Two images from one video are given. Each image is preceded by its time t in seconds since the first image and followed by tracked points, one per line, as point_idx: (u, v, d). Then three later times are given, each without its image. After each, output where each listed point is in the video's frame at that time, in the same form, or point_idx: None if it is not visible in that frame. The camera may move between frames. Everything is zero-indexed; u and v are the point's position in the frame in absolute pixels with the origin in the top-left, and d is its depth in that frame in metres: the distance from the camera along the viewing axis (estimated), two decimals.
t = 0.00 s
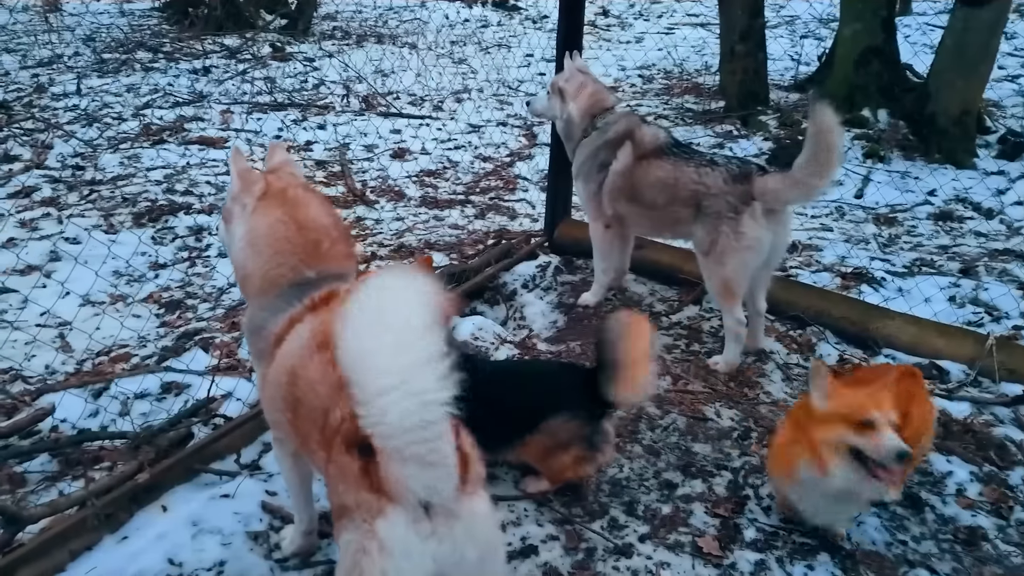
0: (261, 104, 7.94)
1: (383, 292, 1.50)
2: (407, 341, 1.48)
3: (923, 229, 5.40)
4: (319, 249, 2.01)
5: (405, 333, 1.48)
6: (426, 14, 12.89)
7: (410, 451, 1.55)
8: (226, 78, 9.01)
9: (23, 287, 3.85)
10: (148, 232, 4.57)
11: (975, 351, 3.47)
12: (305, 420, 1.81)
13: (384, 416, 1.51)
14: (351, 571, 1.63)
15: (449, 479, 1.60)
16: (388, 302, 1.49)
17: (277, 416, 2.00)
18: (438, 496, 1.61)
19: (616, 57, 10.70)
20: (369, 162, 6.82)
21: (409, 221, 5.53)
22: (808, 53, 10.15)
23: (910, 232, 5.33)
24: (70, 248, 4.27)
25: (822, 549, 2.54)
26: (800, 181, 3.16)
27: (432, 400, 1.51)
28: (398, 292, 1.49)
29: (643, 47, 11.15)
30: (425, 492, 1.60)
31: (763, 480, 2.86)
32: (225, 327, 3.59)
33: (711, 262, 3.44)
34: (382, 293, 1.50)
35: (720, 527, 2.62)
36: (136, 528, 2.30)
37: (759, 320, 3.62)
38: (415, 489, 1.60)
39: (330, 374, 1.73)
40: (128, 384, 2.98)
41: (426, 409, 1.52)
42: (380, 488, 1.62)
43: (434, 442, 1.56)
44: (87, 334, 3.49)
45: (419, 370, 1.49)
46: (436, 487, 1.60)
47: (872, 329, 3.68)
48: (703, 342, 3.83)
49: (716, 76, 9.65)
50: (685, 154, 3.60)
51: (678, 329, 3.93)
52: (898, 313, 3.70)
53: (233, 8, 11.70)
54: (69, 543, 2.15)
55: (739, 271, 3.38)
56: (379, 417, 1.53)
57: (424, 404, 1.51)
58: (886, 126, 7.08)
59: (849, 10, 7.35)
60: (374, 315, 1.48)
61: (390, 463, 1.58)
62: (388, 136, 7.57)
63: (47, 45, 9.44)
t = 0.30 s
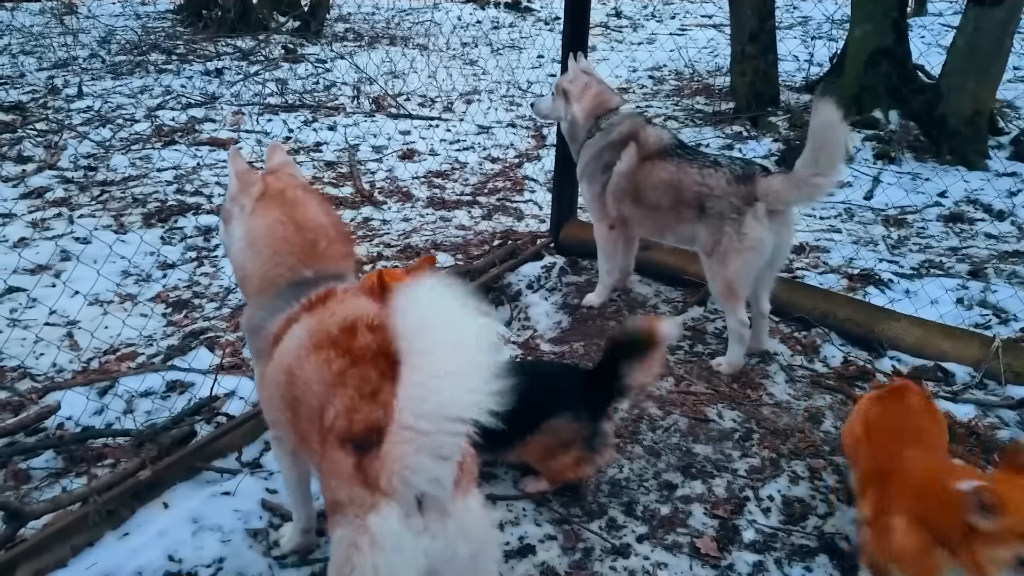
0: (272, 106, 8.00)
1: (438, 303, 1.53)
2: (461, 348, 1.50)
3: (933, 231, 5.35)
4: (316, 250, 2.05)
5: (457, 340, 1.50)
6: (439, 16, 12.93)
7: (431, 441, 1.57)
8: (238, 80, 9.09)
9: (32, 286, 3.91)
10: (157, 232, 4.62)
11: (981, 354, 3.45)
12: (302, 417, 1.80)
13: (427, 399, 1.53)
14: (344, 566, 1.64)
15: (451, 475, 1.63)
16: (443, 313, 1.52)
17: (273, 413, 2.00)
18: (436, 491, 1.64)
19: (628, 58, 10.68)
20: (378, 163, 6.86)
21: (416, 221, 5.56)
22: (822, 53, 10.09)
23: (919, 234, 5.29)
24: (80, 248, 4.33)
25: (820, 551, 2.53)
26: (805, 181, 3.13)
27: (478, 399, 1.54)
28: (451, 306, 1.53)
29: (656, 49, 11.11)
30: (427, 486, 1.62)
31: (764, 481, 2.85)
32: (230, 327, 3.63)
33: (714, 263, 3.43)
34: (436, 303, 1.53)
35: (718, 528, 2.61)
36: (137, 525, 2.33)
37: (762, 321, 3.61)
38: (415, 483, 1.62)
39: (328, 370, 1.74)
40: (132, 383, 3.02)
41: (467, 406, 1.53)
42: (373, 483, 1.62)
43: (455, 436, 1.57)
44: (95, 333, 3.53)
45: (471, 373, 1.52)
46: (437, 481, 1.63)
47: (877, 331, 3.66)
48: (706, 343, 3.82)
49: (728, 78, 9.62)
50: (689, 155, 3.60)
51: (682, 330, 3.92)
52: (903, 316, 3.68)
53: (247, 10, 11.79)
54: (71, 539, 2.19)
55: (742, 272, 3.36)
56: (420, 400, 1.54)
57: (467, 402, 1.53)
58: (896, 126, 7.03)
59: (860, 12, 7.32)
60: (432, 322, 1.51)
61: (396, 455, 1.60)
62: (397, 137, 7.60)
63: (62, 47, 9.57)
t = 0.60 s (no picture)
0: (279, 109, 8.05)
1: (443, 300, 1.55)
2: (448, 352, 1.52)
3: (938, 234, 5.33)
4: (313, 252, 2.07)
5: (448, 343, 1.52)
6: (447, 20, 12.99)
7: (411, 448, 1.59)
8: (245, 84, 9.15)
9: (39, 288, 3.96)
10: (163, 235, 4.67)
11: (983, 358, 3.44)
12: (298, 417, 1.82)
13: (401, 405, 1.55)
14: (337, 564, 1.65)
15: (436, 479, 1.65)
16: (448, 312, 1.54)
17: (271, 414, 2.01)
18: (423, 495, 1.66)
19: (634, 62, 10.69)
20: (383, 167, 6.90)
21: (420, 225, 5.59)
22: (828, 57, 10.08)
23: (924, 237, 5.27)
24: (86, 250, 4.37)
25: (818, 555, 2.53)
26: (803, 188, 3.12)
27: (454, 409, 1.55)
28: (457, 306, 1.54)
29: (663, 52, 11.12)
30: (413, 489, 1.64)
31: (763, 484, 2.84)
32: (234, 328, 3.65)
33: (715, 266, 3.43)
34: (442, 303, 1.55)
35: (717, 531, 2.61)
36: (137, 525, 2.36)
37: (764, 324, 3.60)
38: (402, 485, 1.63)
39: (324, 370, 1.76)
40: (135, 384, 3.05)
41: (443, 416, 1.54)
42: (367, 482, 1.64)
43: (434, 439, 1.59)
44: (99, 335, 3.57)
45: (456, 380, 1.53)
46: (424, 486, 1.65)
47: (879, 334, 3.66)
48: (708, 346, 3.82)
49: (734, 81, 9.62)
50: (691, 158, 3.61)
51: (684, 333, 3.93)
52: (905, 319, 3.67)
53: (255, 15, 11.88)
54: (72, 538, 2.21)
55: (742, 275, 3.37)
56: (397, 402, 1.57)
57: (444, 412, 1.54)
58: (903, 130, 6.97)
59: (866, 15, 7.32)
60: (429, 323, 1.53)
61: (382, 457, 1.61)
62: (403, 141, 7.64)
63: (72, 51, 9.67)
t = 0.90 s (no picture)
0: (287, 114, 8.10)
1: (388, 295, 1.59)
2: (422, 347, 1.57)
3: (947, 239, 5.30)
4: (317, 254, 2.10)
5: (420, 335, 1.57)
6: (455, 25, 13.04)
7: (425, 446, 1.65)
8: (254, 89, 9.21)
9: (48, 291, 4.00)
10: (171, 239, 4.70)
11: (989, 363, 3.43)
12: (303, 419, 1.83)
13: (410, 409, 1.60)
14: (343, 567, 1.65)
15: (446, 477, 1.70)
16: (392, 303, 1.58)
17: (276, 418, 2.02)
18: (434, 493, 1.70)
19: (643, 66, 10.70)
20: (390, 171, 6.92)
21: (427, 229, 5.61)
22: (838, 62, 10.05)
23: (932, 242, 5.25)
24: (95, 254, 4.41)
25: (823, 560, 2.52)
26: (814, 190, 3.15)
27: (456, 397, 1.62)
28: (405, 298, 1.59)
29: (672, 57, 11.12)
30: (423, 488, 1.68)
31: (769, 489, 2.84)
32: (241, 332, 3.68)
33: (720, 270, 3.43)
34: (385, 296, 1.58)
35: (722, 536, 2.61)
36: (143, 527, 2.37)
37: (770, 328, 3.60)
38: (412, 485, 1.67)
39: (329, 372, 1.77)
40: (142, 387, 3.08)
41: (450, 404, 1.61)
42: (373, 484, 1.65)
43: (442, 439, 1.66)
44: (107, 338, 3.60)
45: (444, 368, 1.59)
46: (434, 484, 1.69)
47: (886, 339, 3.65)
48: (714, 350, 3.82)
49: (742, 86, 9.61)
50: (697, 162, 3.62)
51: (690, 337, 3.93)
52: (911, 324, 3.66)
53: (264, 21, 11.96)
54: (77, 540, 2.23)
55: (748, 278, 3.37)
56: (402, 407, 1.61)
57: (449, 400, 1.61)
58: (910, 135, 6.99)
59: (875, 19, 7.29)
60: (378, 323, 1.56)
61: (394, 458, 1.65)
62: (410, 146, 7.67)
63: (82, 56, 9.76)
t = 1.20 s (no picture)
0: (301, 122, 8.18)
1: (513, 340, 1.53)
2: (500, 387, 1.51)
3: (961, 248, 5.28)
4: (330, 263, 2.14)
5: (512, 382, 1.51)
6: (468, 33, 13.12)
7: (440, 458, 1.57)
8: (268, 96, 9.31)
9: (65, 297, 4.06)
10: (186, 245, 4.76)
11: (1005, 373, 3.40)
12: (316, 427, 1.85)
13: (445, 417, 1.53)
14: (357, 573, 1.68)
15: (457, 490, 1.64)
16: (511, 345, 1.52)
17: (290, 425, 2.06)
18: (444, 505, 1.66)
19: (655, 74, 10.73)
20: (403, 179, 6.97)
21: (439, 236, 5.64)
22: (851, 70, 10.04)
23: (947, 251, 5.22)
24: (111, 261, 4.47)
25: (836, 570, 2.51)
26: (822, 206, 3.14)
27: (491, 443, 1.53)
28: (529, 343, 1.54)
29: (685, 64, 11.15)
30: (434, 500, 1.64)
31: (781, 499, 2.83)
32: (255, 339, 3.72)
33: (734, 278, 3.43)
34: (508, 334, 1.54)
35: (734, 546, 2.61)
36: (156, 534, 2.40)
37: (783, 337, 3.59)
38: (423, 496, 1.64)
39: (343, 381, 1.80)
40: (157, 394, 3.13)
41: (486, 434, 1.51)
42: (385, 492, 1.67)
43: (458, 457, 1.57)
44: (123, 344, 3.65)
45: (498, 418, 1.51)
46: (445, 495, 1.64)
47: (900, 349, 3.63)
48: (726, 359, 3.81)
49: (754, 93, 9.61)
50: (709, 171, 3.63)
51: (702, 346, 3.93)
52: (927, 333, 3.64)
53: (279, 28, 12.09)
54: (91, 546, 2.26)
55: (761, 287, 3.37)
56: (436, 423, 1.55)
57: (487, 429, 1.51)
58: (925, 142, 6.95)
59: (889, 27, 7.28)
60: (484, 346, 1.52)
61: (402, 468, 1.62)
62: (423, 153, 7.72)
63: (99, 64, 9.90)
